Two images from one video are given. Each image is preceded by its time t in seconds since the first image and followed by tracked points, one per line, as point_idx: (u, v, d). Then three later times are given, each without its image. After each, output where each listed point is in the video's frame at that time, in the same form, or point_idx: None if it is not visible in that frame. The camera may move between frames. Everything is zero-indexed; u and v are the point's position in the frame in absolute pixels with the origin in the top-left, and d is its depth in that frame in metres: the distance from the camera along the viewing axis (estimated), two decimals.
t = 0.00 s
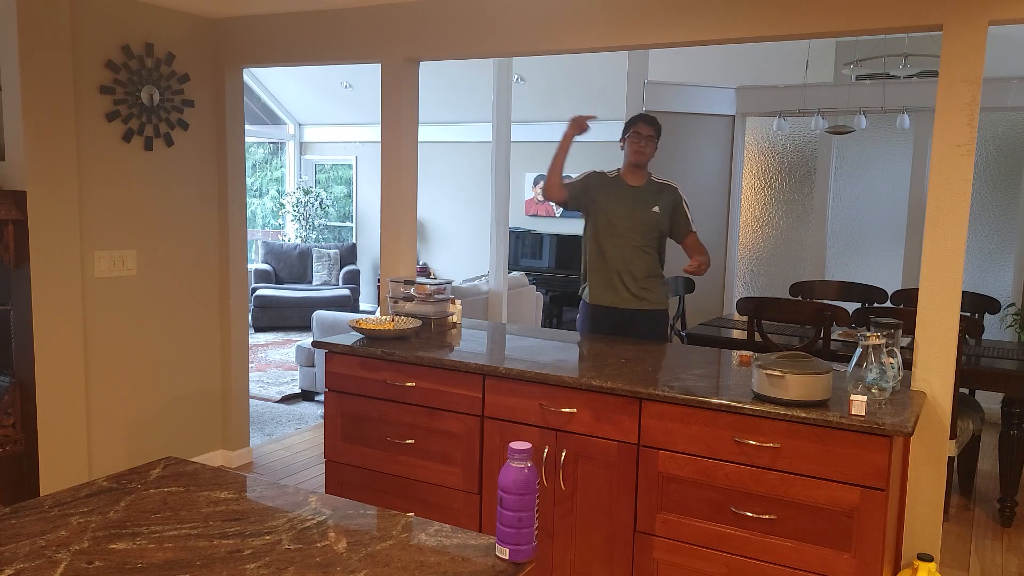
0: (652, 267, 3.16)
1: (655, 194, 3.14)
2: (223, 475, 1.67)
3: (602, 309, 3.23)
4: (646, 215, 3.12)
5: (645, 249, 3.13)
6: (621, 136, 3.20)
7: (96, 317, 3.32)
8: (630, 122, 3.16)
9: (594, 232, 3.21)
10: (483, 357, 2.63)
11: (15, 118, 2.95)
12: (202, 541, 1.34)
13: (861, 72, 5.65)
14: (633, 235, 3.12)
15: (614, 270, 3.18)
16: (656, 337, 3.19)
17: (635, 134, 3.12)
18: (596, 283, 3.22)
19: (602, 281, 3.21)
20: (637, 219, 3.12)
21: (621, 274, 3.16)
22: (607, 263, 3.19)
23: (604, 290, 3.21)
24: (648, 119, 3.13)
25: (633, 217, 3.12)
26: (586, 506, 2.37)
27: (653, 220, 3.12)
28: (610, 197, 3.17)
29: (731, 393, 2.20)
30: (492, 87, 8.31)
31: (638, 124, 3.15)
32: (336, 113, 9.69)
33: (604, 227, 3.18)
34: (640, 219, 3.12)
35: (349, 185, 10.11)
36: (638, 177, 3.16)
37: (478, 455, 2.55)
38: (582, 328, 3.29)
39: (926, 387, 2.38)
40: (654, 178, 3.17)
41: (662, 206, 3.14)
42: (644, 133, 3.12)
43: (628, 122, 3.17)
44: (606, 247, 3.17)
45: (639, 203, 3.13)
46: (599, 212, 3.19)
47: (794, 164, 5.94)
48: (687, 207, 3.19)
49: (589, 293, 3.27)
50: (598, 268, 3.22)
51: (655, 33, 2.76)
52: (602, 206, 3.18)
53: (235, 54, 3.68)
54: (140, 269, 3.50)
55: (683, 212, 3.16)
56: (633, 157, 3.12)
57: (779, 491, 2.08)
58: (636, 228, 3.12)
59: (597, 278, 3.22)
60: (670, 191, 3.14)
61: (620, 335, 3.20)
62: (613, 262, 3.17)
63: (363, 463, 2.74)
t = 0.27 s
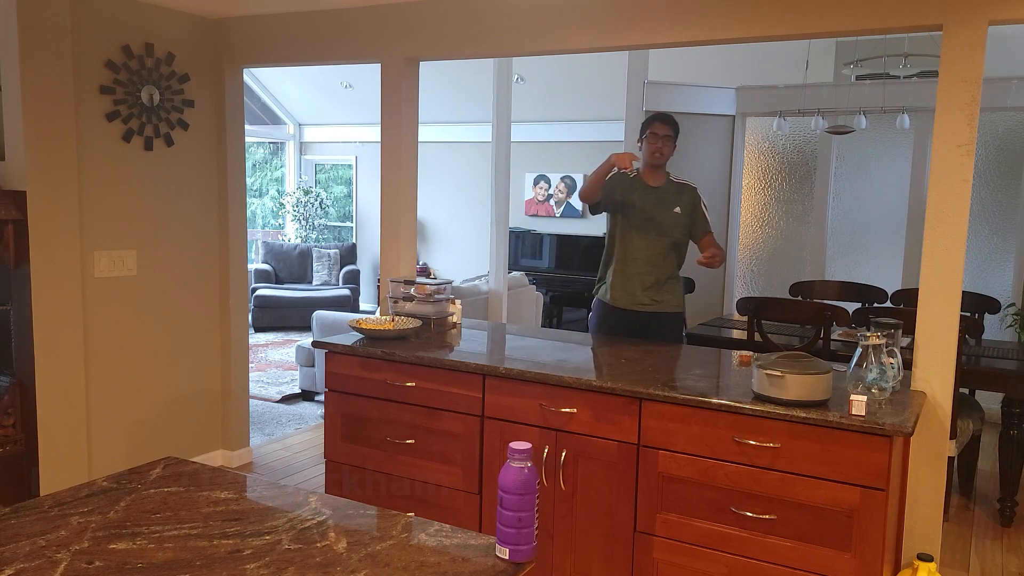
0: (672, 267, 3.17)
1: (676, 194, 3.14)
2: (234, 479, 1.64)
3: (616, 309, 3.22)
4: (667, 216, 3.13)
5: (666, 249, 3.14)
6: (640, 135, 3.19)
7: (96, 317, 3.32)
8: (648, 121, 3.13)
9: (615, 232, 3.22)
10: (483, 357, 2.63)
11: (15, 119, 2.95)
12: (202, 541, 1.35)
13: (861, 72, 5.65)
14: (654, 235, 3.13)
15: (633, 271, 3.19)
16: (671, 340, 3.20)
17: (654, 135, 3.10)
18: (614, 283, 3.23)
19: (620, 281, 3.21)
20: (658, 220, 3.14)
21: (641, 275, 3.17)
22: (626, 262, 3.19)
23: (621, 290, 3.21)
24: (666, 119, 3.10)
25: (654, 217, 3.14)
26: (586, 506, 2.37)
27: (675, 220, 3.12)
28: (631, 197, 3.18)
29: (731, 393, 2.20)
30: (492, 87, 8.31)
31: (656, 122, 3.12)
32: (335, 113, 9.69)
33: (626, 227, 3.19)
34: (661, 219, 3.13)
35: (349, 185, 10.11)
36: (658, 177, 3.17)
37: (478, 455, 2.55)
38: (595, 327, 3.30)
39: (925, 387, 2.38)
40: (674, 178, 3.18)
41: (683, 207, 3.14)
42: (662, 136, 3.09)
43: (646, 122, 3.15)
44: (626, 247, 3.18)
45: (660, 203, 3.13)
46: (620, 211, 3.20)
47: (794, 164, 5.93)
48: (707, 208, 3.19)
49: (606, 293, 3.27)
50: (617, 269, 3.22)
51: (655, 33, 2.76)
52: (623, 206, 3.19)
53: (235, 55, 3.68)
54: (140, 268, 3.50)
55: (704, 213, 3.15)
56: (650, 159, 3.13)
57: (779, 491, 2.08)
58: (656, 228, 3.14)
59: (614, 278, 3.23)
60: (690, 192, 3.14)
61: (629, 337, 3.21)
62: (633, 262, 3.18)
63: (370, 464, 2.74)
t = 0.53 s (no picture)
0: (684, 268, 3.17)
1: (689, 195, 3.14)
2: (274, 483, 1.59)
3: (627, 310, 3.22)
4: (680, 216, 3.13)
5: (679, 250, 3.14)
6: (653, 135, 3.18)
7: (96, 317, 3.32)
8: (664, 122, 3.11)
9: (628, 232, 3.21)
10: (483, 357, 2.63)
11: (15, 119, 2.95)
12: (202, 541, 1.35)
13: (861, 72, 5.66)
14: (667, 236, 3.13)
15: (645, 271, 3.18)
16: (679, 341, 3.20)
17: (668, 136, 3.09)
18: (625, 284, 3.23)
19: (631, 281, 3.21)
20: (671, 220, 3.13)
21: (653, 275, 3.17)
22: (638, 262, 3.19)
23: (633, 289, 3.20)
24: (682, 118, 3.09)
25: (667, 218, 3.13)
26: (586, 506, 2.36)
27: (688, 220, 3.12)
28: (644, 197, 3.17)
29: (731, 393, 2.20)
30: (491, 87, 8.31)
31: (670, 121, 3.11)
32: (335, 113, 9.69)
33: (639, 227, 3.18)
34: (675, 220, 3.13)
35: (349, 185, 10.11)
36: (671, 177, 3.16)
37: (478, 454, 2.55)
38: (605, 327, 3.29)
39: (925, 387, 2.38)
40: (686, 178, 3.17)
41: (697, 208, 3.14)
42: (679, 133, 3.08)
43: (660, 121, 3.14)
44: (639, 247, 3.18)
45: (674, 203, 3.13)
46: (633, 211, 3.19)
47: (794, 164, 5.93)
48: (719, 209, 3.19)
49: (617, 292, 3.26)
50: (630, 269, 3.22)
51: (655, 33, 2.76)
52: (636, 205, 3.18)
53: (235, 55, 3.68)
54: (140, 268, 3.50)
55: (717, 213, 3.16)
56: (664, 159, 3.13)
57: (779, 491, 2.08)
58: (670, 229, 3.13)
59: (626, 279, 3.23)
60: (703, 193, 3.15)
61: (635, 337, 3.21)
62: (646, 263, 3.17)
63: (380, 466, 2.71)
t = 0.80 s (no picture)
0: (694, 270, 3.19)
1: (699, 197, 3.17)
2: (281, 481, 1.59)
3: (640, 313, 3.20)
4: (691, 219, 3.15)
5: (691, 253, 3.16)
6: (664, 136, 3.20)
7: (96, 318, 3.32)
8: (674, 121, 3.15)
9: (638, 237, 3.21)
10: (483, 357, 2.63)
11: (15, 119, 2.95)
12: (202, 541, 1.35)
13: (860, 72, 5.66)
14: (680, 239, 3.15)
15: (658, 275, 3.18)
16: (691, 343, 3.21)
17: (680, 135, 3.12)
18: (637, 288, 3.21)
19: (642, 285, 3.20)
20: (683, 223, 3.15)
21: (665, 278, 3.18)
22: (648, 266, 3.20)
23: (644, 295, 3.20)
24: (693, 119, 3.12)
25: (679, 221, 3.15)
26: (586, 506, 2.37)
27: (699, 224, 3.15)
28: (656, 200, 3.18)
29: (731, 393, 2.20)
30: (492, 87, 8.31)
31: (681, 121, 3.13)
32: (336, 113, 9.69)
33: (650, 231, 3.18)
34: (687, 223, 3.15)
35: (349, 185, 10.11)
36: (682, 179, 3.17)
37: (478, 454, 2.55)
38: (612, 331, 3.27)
39: (925, 387, 2.38)
40: (696, 180, 3.19)
41: (707, 211, 3.17)
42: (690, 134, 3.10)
43: (671, 122, 3.17)
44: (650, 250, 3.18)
45: (686, 206, 3.15)
46: (644, 215, 3.19)
47: (794, 164, 5.94)
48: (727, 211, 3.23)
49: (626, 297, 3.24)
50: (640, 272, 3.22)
51: (655, 33, 2.76)
52: (648, 209, 3.19)
53: (235, 54, 3.68)
54: (140, 269, 3.49)
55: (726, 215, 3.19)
56: (676, 160, 3.13)
57: (779, 491, 2.08)
58: (682, 231, 3.15)
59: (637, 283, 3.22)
60: (713, 194, 3.18)
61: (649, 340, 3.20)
62: (658, 266, 3.18)
63: (384, 466, 2.71)
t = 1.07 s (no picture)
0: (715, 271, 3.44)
1: (717, 202, 3.41)
2: (283, 480, 1.59)
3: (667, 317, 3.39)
4: (712, 225, 3.39)
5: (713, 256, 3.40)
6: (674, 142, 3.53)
7: (96, 318, 3.32)
8: (683, 124, 3.45)
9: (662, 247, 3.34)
10: (483, 357, 2.63)
11: (15, 119, 2.95)
12: (202, 541, 1.34)
13: (860, 72, 5.66)
14: (705, 244, 3.36)
15: (684, 281, 3.36)
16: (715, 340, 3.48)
17: (691, 137, 3.45)
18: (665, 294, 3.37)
19: (670, 292, 3.37)
20: (706, 228, 3.38)
21: (691, 283, 3.37)
22: (674, 274, 3.35)
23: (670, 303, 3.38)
24: (701, 122, 3.44)
25: (701, 227, 3.37)
26: (586, 506, 2.36)
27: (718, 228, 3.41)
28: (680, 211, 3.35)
29: (731, 393, 2.20)
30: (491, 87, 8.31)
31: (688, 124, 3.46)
32: (336, 113, 9.69)
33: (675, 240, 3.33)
34: (710, 228, 3.39)
35: (349, 185, 10.11)
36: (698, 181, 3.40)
37: (478, 454, 2.55)
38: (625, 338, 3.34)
39: (925, 387, 2.38)
40: (709, 182, 3.43)
41: (722, 213, 3.44)
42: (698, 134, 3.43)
43: (680, 129, 3.47)
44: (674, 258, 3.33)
45: (707, 211, 3.38)
46: (669, 226, 3.34)
47: (794, 164, 5.92)
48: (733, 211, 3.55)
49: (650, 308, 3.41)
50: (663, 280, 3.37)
51: (656, 33, 2.76)
52: (673, 220, 3.34)
53: (235, 54, 3.68)
54: (140, 269, 3.50)
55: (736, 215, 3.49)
56: (692, 161, 3.48)
57: (779, 491, 2.08)
58: (705, 236, 3.38)
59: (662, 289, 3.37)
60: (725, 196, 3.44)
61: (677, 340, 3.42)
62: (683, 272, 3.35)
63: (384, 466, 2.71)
